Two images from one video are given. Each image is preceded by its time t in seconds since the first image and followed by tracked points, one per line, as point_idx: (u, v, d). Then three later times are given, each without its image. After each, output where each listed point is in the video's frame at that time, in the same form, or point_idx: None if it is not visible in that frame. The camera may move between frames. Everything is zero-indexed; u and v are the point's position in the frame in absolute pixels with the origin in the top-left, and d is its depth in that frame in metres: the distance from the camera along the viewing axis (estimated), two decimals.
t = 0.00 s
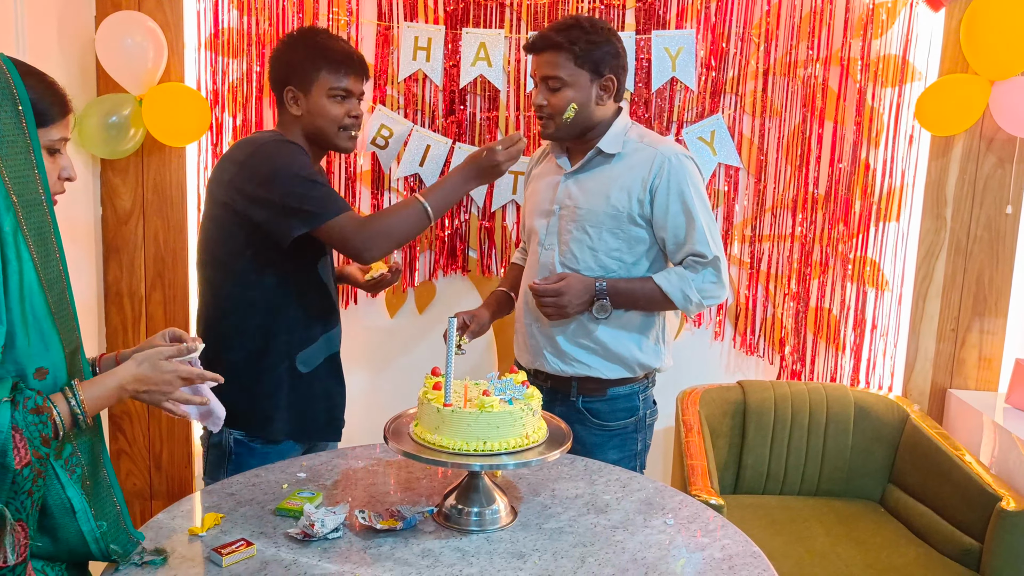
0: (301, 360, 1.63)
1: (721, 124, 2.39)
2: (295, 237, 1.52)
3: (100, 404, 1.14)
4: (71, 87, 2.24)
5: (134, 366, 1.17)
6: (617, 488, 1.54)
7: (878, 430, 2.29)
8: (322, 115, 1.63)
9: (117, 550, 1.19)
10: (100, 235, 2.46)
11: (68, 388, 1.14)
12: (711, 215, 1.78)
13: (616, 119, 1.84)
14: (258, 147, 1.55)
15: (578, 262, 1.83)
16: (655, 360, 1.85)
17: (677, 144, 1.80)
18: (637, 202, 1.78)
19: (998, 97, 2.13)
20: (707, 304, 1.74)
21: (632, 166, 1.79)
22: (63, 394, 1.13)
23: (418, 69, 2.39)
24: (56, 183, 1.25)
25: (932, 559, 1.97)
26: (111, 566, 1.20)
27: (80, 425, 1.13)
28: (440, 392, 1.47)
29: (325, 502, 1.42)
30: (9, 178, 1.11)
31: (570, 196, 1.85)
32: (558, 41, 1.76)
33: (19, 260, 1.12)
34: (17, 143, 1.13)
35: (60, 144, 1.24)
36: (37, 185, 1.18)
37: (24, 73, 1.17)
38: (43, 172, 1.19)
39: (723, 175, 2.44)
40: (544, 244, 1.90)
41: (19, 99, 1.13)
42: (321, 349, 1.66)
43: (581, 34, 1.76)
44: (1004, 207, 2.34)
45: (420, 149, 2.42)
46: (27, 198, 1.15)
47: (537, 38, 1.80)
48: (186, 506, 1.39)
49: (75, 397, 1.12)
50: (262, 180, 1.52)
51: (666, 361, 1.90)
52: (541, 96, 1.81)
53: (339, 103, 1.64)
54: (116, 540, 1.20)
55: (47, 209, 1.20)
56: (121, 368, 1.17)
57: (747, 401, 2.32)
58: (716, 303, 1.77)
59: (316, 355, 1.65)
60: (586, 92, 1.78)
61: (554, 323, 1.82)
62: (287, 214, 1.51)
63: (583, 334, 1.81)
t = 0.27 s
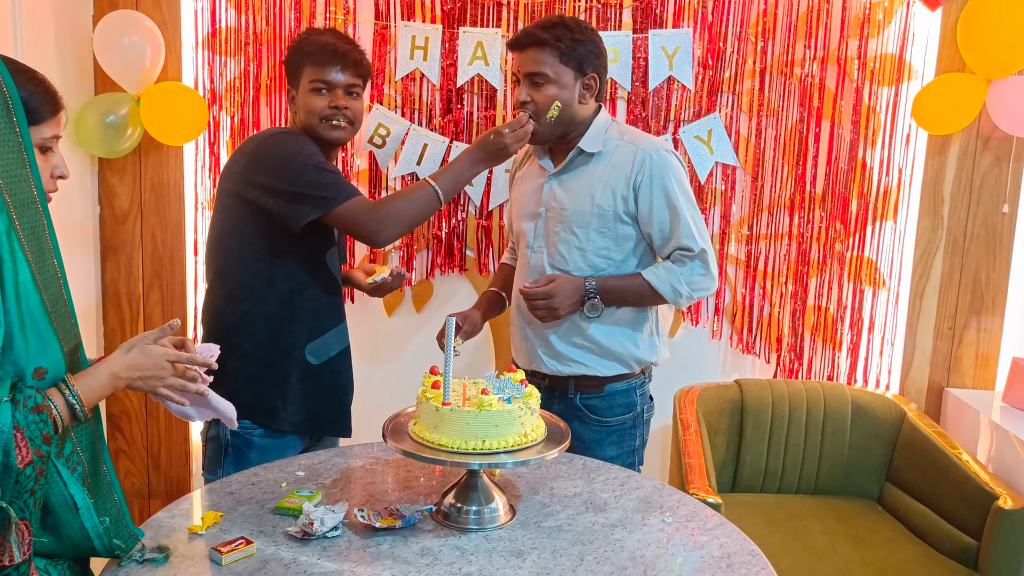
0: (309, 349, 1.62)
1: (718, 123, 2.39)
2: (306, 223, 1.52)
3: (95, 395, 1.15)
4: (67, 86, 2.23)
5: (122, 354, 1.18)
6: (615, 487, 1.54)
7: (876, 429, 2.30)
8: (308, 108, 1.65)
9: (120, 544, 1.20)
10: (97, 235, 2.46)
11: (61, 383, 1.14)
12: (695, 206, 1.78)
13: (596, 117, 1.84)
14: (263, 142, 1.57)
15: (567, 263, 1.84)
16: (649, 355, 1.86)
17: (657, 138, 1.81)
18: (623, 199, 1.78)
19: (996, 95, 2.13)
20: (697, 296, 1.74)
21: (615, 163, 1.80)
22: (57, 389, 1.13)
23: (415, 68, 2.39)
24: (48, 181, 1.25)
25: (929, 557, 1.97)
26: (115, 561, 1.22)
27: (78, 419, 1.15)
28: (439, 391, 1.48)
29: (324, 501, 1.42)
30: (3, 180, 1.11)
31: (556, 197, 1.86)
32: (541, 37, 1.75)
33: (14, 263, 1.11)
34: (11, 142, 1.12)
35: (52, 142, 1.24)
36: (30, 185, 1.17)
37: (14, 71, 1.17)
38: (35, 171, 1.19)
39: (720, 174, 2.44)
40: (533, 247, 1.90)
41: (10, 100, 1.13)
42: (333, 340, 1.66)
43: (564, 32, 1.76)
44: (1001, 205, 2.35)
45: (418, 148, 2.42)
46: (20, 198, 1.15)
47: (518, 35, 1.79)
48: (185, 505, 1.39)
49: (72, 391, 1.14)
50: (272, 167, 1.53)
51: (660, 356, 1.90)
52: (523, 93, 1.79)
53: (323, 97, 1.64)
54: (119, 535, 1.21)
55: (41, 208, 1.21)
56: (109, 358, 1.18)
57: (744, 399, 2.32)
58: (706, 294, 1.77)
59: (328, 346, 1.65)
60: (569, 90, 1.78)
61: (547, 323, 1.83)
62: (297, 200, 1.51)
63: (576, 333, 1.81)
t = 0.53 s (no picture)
0: (315, 347, 1.63)
1: (721, 123, 2.39)
2: (310, 221, 1.53)
3: (99, 397, 1.16)
4: (71, 86, 2.24)
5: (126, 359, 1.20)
6: (619, 486, 1.54)
7: (879, 428, 2.30)
8: (318, 109, 1.66)
9: (122, 546, 1.21)
10: (101, 234, 2.46)
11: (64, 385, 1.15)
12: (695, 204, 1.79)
13: (596, 116, 1.84)
14: (270, 140, 1.58)
15: (568, 261, 1.84)
16: (650, 353, 1.86)
17: (657, 136, 1.81)
18: (624, 197, 1.79)
19: (999, 95, 2.13)
20: (698, 294, 1.75)
21: (615, 161, 1.80)
22: (60, 391, 1.13)
23: (419, 68, 2.39)
24: (52, 181, 1.25)
25: (932, 557, 1.97)
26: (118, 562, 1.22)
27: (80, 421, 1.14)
28: (443, 390, 1.48)
29: (328, 500, 1.43)
30: (4, 178, 1.11)
31: (557, 196, 1.86)
32: (546, 34, 1.75)
33: (17, 262, 1.11)
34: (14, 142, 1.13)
35: (56, 142, 1.24)
36: (33, 185, 1.18)
37: (18, 71, 1.17)
38: (38, 171, 1.19)
39: (723, 174, 2.44)
40: (533, 246, 1.90)
41: (13, 99, 1.13)
42: (339, 338, 1.67)
43: (568, 31, 1.76)
44: (1005, 205, 2.35)
45: (422, 147, 2.42)
46: (23, 198, 1.15)
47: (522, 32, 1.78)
48: (191, 503, 1.39)
49: (74, 394, 1.13)
50: (280, 164, 1.54)
51: (661, 353, 1.91)
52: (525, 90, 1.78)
53: (333, 98, 1.65)
54: (122, 536, 1.22)
55: (44, 208, 1.21)
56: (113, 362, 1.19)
57: (747, 399, 2.32)
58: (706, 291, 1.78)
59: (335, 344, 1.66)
60: (572, 89, 1.78)
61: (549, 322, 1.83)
62: (301, 198, 1.52)
63: (578, 331, 1.81)
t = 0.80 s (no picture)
0: (321, 348, 1.63)
1: (724, 126, 2.39)
2: (317, 220, 1.53)
3: (102, 402, 1.15)
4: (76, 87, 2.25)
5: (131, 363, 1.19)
6: (622, 488, 1.54)
7: (882, 431, 2.30)
8: (324, 113, 1.66)
9: (125, 548, 1.20)
10: (106, 235, 2.47)
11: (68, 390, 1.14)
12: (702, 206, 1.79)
13: (605, 116, 1.85)
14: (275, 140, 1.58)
15: (573, 260, 1.83)
16: (653, 354, 1.86)
17: (665, 139, 1.82)
18: (630, 197, 1.79)
19: (1003, 97, 2.13)
20: (703, 296, 1.75)
21: (623, 161, 1.81)
22: (64, 395, 1.13)
23: (423, 70, 2.39)
24: (57, 182, 1.26)
25: (935, 560, 1.97)
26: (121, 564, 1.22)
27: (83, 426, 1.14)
28: (446, 392, 1.48)
29: (331, 501, 1.43)
30: (8, 179, 1.11)
31: (563, 194, 1.86)
32: (561, 32, 1.77)
33: (22, 263, 1.12)
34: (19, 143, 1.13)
35: (61, 143, 1.25)
36: (37, 186, 1.18)
37: (24, 72, 1.18)
38: (42, 172, 1.20)
39: (727, 176, 2.44)
40: (538, 244, 1.89)
41: (18, 100, 1.13)
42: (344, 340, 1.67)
43: (583, 29, 1.78)
44: (1008, 208, 2.35)
45: (426, 150, 2.43)
46: (27, 198, 1.16)
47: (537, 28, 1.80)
48: (194, 504, 1.40)
49: (78, 399, 1.13)
50: (286, 164, 1.55)
51: (663, 356, 1.91)
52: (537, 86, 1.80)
53: (340, 102, 1.65)
54: (124, 538, 1.22)
55: (48, 209, 1.21)
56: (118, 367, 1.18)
57: (750, 401, 2.32)
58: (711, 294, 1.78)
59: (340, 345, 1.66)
60: (585, 87, 1.79)
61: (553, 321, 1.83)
62: (308, 198, 1.52)
63: (582, 331, 1.81)
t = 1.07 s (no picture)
0: (313, 352, 1.64)
1: (720, 129, 2.40)
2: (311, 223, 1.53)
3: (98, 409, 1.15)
4: (72, 89, 2.25)
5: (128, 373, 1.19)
6: (617, 490, 1.55)
7: (877, 434, 2.31)
8: (315, 115, 1.66)
9: (122, 550, 1.20)
10: (102, 237, 2.47)
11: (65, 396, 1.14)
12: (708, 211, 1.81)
13: (615, 118, 1.86)
14: (267, 145, 1.58)
15: (578, 258, 1.83)
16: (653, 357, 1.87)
17: (674, 143, 1.84)
18: (637, 199, 1.80)
19: (997, 101, 2.14)
20: (705, 301, 1.75)
21: (631, 164, 1.81)
22: (60, 401, 1.13)
23: (420, 72, 2.40)
24: (54, 185, 1.26)
25: (930, 562, 1.98)
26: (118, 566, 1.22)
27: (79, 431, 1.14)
28: (442, 394, 1.48)
29: (327, 503, 1.43)
30: (6, 182, 1.12)
31: (570, 193, 1.86)
32: (577, 36, 1.77)
33: (19, 266, 1.12)
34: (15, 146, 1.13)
35: (57, 146, 1.25)
36: (35, 189, 1.19)
37: (20, 75, 1.18)
38: (39, 175, 1.20)
39: (723, 179, 2.45)
40: (542, 241, 1.89)
41: (15, 103, 1.13)
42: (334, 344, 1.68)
43: (597, 34, 1.79)
44: (1003, 211, 2.36)
45: (422, 152, 2.43)
46: (25, 201, 1.16)
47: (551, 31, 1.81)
48: (190, 506, 1.40)
49: (74, 404, 1.13)
50: (280, 164, 1.55)
51: (663, 360, 1.91)
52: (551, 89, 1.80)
53: (331, 104, 1.66)
54: (122, 540, 1.22)
55: (46, 212, 1.22)
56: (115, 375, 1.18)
57: (746, 404, 2.33)
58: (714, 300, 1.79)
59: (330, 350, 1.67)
60: (599, 91, 1.80)
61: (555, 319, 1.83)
62: (300, 201, 1.52)
63: (583, 331, 1.82)
